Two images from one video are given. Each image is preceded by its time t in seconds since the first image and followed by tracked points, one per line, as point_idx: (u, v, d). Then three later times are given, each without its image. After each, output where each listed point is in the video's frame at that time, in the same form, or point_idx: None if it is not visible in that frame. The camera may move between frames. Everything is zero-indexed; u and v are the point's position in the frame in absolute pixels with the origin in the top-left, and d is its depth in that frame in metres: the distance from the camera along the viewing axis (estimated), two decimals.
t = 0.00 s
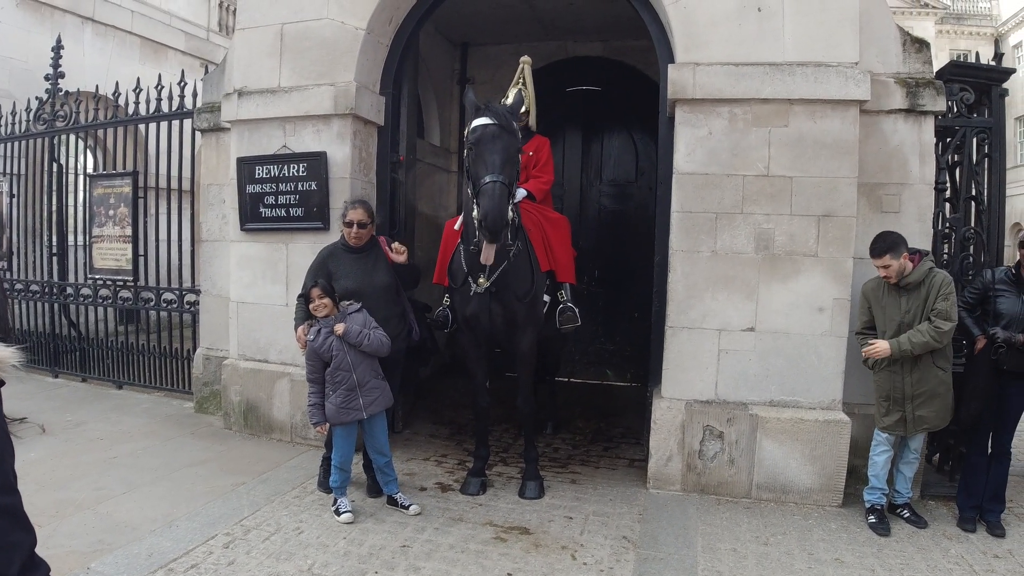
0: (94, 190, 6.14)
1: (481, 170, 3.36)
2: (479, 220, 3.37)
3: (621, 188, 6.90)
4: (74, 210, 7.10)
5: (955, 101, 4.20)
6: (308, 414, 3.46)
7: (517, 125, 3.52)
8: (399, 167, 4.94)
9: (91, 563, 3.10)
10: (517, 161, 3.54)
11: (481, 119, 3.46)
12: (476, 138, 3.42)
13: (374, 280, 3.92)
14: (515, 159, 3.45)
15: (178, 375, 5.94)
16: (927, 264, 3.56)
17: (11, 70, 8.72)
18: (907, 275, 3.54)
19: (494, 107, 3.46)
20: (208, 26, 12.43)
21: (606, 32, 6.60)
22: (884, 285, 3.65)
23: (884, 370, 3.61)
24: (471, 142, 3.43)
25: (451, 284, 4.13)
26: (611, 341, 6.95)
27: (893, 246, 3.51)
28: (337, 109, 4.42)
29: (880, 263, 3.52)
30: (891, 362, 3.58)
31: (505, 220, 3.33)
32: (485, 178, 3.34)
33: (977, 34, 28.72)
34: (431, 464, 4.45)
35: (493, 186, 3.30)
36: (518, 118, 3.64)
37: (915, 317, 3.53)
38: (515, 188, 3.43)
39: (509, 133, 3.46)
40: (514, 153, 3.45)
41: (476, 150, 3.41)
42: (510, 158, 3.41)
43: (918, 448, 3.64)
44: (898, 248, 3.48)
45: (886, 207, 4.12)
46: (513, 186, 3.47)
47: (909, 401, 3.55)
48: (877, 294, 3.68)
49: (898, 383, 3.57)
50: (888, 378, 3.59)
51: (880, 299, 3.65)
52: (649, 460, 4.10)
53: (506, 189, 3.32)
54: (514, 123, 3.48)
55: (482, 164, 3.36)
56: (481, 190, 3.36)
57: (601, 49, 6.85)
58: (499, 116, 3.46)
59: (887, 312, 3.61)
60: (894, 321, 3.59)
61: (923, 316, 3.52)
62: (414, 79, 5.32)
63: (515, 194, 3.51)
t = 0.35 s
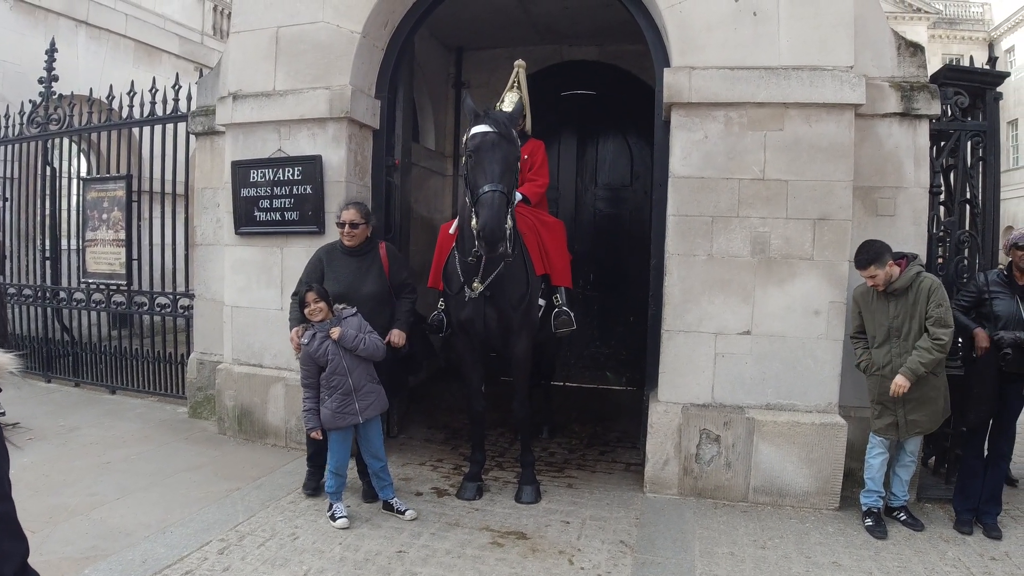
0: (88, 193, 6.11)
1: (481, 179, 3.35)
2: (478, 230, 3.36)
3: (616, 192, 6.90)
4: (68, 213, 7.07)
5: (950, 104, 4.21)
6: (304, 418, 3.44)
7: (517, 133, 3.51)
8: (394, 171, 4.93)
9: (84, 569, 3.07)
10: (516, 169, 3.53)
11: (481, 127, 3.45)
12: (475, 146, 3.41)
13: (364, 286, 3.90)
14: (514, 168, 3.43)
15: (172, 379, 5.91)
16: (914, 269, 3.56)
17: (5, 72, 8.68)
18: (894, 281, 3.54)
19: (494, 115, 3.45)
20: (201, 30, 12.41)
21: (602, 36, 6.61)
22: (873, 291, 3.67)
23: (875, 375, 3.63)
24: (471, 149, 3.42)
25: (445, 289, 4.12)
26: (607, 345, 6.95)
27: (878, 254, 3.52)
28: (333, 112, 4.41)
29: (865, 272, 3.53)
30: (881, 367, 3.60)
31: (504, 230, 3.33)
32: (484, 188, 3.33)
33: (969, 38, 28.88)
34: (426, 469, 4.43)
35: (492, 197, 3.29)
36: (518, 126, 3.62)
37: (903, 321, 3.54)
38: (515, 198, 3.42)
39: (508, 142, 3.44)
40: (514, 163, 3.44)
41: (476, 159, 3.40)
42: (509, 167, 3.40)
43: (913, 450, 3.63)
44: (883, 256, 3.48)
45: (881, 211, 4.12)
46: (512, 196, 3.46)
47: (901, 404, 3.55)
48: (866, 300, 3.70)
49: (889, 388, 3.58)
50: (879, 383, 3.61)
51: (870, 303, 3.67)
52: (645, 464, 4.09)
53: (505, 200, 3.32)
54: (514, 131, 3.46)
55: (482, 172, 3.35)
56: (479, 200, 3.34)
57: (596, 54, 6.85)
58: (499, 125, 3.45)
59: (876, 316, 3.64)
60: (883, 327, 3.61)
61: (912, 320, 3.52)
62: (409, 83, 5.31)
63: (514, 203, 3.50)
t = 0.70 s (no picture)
0: (80, 196, 6.08)
1: (479, 193, 3.36)
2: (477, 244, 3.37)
3: (609, 195, 6.93)
4: (59, 216, 7.03)
5: (940, 108, 4.25)
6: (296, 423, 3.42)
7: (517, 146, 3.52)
8: (388, 174, 4.94)
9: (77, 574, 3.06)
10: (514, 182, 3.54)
11: (479, 138, 3.46)
12: (474, 159, 3.42)
13: (316, 287, 3.80)
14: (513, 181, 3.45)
15: (165, 382, 5.89)
16: (908, 269, 3.61)
17: None
18: (890, 281, 3.57)
19: (492, 126, 3.46)
20: (194, 32, 12.39)
21: (595, 40, 6.63)
22: (866, 291, 3.69)
23: (869, 375, 3.64)
24: (470, 162, 3.43)
25: (439, 292, 4.11)
26: (600, 347, 6.96)
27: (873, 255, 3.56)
28: (326, 115, 4.41)
29: (863, 274, 3.55)
30: (875, 367, 3.62)
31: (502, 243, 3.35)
32: (483, 202, 3.34)
33: (960, 42, 29.07)
34: (420, 472, 4.43)
35: (491, 211, 3.31)
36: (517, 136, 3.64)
37: (899, 320, 3.57)
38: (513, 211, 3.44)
39: (508, 155, 3.46)
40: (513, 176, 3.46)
41: (475, 172, 3.41)
42: (508, 180, 3.41)
43: (906, 453, 3.64)
44: (880, 257, 3.52)
45: (872, 213, 4.15)
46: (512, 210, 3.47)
47: (894, 404, 3.57)
48: (857, 299, 3.71)
49: (882, 388, 3.59)
50: (872, 383, 3.62)
51: (862, 304, 3.68)
52: (639, 467, 4.10)
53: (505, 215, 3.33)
54: (513, 143, 3.48)
55: (481, 186, 3.36)
56: (478, 214, 3.36)
57: (589, 57, 6.87)
58: (499, 137, 3.46)
59: (869, 316, 3.65)
60: (876, 327, 3.62)
61: (906, 319, 3.56)
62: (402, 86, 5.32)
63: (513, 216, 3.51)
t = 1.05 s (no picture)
0: (72, 198, 6.05)
1: (475, 195, 3.37)
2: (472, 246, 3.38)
3: (602, 198, 6.95)
4: (51, 218, 7.00)
5: (931, 112, 4.29)
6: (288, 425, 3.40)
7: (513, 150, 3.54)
8: (381, 177, 4.94)
9: None
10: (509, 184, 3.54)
11: (474, 140, 3.47)
12: (469, 161, 3.43)
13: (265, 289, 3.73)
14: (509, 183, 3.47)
15: (158, 385, 5.87)
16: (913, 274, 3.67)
17: None
18: (901, 284, 3.61)
19: (487, 129, 3.47)
20: (187, 34, 12.37)
21: (588, 44, 6.65)
22: (871, 291, 3.70)
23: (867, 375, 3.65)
24: (465, 165, 3.43)
25: (434, 294, 4.11)
26: (594, 350, 6.98)
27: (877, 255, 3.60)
28: (320, 118, 4.41)
29: (879, 276, 3.55)
30: (874, 367, 3.63)
31: (498, 245, 3.36)
32: (478, 204, 3.34)
33: (951, 46, 29.26)
34: (414, 475, 4.43)
35: (486, 212, 3.31)
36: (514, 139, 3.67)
37: (903, 322, 3.61)
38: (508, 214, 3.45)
39: (504, 157, 3.47)
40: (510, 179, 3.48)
41: (470, 174, 3.42)
42: (503, 182, 3.42)
43: (897, 450, 3.69)
44: (892, 256, 3.53)
45: (864, 217, 4.18)
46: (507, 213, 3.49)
47: (888, 403, 3.62)
48: (862, 298, 3.71)
49: (879, 388, 3.62)
50: (870, 382, 3.63)
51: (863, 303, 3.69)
52: (632, 469, 4.11)
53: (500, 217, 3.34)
54: (507, 146, 3.49)
55: (477, 188, 3.36)
56: (474, 216, 3.37)
57: (582, 61, 6.90)
58: (493, 139, 3.47)
59: (873, 316, 3.66)
60: (881, 327, 3.64)
61: (908, 322, 3.61)
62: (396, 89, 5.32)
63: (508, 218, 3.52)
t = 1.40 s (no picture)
0: (67, 200, 6.03)
1: (465, 190, 3.38)
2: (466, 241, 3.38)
3: (597, 200, 6.96)
4: (47, 219, 6.98)
5: (925, 114, 4.32)
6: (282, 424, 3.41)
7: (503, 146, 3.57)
8: (377, 178, 4.94)
9: None
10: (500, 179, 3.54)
11: (462, 137, 3.49)
12: (458, 157, 3.44)
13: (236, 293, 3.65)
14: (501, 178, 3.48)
15: (153, 387, 5.86)
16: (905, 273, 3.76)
17: None
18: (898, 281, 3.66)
19: (475, 125, 3.49)
20: (183, 36, 12.35)
21: (584, 45, 6.66)
22: (869, 289, 3.70)
23: (867, 375, 3.63)
24: (453, 162, 3.45)
25: (432, 296, 4.11)
26: (589, 351, 6.99)
27: (877, 248, 3.68)
28: (316, 119, 4.41)
29: (890, 261, 3.58)
30: (875, 367, 3.62)
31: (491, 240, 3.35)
32: (468, 199, 3.35)
33: (945, 48, 29.37)
34: (410, 476, 4.43)
35: (477, 206, 3.31)
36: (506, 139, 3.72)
37: (900, 320, 3.65)
38: (500, 209, 3.47)
39: (494, 152, 3.49)
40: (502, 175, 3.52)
41: (458, 170, 3.42)
42: (492, 174, 3.42)
43: (888, 451, 3.73)
44: (892, 245, 3.60)
45: (858, 218, 4.21)
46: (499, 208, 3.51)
47: (890, 403, 3.62)
48: (860, 298, 3.70)
49: (879, 388, 3.62)
50: (873, 382, 3.61)
51: (858, 301, 3.70)
52: (628, 469, 4.12)
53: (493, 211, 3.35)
54: (496, 141, 3.50)
55: (466, 183, 3.38)
56: (465, 210, 3.37)
57: (578, 62, 6.91)
58: (482, 135, 3.48)
59: (873, 315, 3.66)
60: (881, 326, 3.65)
61: (904, 320, 3.66)
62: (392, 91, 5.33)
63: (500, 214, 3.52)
